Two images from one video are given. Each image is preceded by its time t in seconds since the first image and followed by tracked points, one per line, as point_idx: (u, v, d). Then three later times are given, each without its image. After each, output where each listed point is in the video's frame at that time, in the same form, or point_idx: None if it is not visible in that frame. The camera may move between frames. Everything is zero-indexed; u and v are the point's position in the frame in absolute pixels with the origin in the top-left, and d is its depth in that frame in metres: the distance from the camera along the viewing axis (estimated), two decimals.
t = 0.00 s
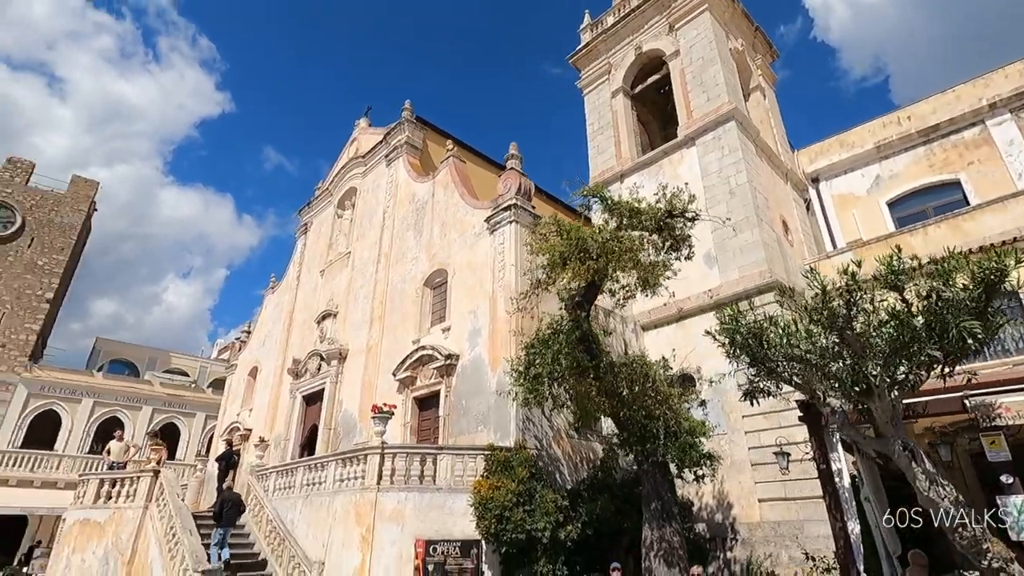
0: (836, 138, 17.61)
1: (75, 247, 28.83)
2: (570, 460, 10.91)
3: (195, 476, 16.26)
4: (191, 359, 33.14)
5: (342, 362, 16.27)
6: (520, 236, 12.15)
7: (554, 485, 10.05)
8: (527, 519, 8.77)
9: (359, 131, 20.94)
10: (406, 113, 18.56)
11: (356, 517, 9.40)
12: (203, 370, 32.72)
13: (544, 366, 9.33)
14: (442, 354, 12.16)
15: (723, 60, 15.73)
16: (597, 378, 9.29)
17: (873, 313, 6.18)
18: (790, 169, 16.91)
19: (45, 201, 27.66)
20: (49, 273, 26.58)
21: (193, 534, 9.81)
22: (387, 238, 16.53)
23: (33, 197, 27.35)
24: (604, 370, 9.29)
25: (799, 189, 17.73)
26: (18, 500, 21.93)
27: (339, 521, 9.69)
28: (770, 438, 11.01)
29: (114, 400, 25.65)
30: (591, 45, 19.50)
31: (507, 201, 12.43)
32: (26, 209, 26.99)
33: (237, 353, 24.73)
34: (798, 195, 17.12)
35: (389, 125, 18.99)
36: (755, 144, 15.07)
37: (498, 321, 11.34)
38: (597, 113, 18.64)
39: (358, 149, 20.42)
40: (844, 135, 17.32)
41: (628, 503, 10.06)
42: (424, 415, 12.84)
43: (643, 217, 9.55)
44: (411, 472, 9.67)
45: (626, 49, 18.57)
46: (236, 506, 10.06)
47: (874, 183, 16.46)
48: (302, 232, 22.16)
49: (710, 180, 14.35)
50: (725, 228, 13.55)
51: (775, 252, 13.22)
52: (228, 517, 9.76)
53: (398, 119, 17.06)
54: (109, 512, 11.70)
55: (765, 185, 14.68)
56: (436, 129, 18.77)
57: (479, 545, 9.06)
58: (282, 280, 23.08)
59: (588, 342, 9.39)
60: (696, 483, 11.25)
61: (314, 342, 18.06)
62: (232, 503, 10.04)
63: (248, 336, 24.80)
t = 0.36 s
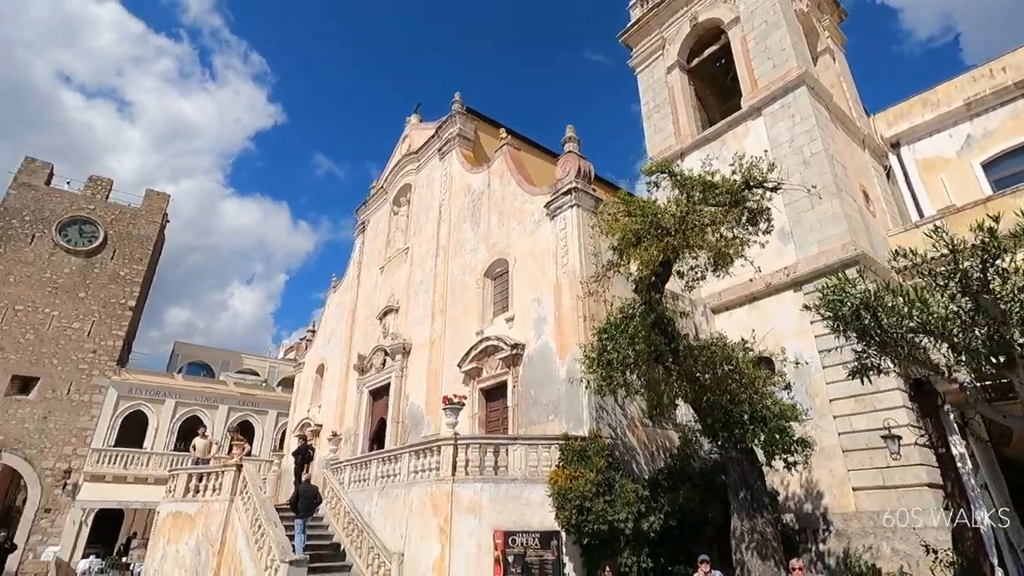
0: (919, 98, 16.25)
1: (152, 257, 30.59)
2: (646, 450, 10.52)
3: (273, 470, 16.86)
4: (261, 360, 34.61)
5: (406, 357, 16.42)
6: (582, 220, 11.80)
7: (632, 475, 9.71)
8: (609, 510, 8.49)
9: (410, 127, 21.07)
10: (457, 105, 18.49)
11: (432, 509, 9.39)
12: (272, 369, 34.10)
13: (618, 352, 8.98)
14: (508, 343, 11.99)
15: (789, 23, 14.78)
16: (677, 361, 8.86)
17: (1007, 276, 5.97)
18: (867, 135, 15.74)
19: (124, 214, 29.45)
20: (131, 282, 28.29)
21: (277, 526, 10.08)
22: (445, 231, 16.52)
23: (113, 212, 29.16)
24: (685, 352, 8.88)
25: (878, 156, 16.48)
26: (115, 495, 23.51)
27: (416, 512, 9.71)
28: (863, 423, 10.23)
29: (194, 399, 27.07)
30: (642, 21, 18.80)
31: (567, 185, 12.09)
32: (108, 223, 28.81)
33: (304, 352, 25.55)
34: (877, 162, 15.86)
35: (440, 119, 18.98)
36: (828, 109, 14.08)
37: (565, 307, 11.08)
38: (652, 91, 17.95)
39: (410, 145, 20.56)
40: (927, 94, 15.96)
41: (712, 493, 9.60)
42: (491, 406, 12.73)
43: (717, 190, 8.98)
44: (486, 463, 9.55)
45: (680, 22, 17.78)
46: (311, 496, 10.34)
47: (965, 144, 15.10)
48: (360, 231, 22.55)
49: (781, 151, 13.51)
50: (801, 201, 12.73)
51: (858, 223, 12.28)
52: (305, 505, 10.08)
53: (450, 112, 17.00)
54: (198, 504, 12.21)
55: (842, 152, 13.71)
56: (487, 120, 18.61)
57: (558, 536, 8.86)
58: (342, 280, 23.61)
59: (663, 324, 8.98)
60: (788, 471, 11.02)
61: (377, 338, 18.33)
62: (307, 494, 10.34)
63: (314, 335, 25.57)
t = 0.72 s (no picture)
0: None
1: (231, 264, 32.32)
2: (736, 435, 9.91)
3: (354, 462, 17.34)
4: (335, 358, 35.94)
5: (476, 348, 16.41)
6: (654, 197, 11.23)
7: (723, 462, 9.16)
8: (703, 499, 8.01)
9: (467, 119, 21.02)
10: (513, 92, 18.21)
11: (515, 499, 9.23)
12: (346, 366, 35.33)
13: (705, 332, 8.41)
14: (581, 330, 11.64)
15: None
16: (772, 340, 8.22)
17: None
18: (969, 84, 14.18)
19: (204, 225, 31.26)
20: (214, 288, 30.02)
21: (363, 516, 10.25)
22: (508, 220, 16.33)
23: (195, 223, 31.01)
24: (779, 329, 8.22)
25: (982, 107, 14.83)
26: (211, 488, 25.08)
27: (499, 502, 9.58)
28: (987, 402, 9.19)
29: (276, 397, 28.42)
30: None
31: (635, 162, 11.55)
32: (191, 234, 30.67)
33: (375, 348, 26.21)
34: (983, 114, 14.25)
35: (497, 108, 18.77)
36: (923, 58, 12.76)
37: (641, 289, 10.60)
38: (718, 59, 16.99)
39: (468, 137, 20.51)
40: None
41: (813, 481, 8.90)
42: (566, 395, 12.44)
43: (808, 151, 8.15)
44: (567, 452, 9.28)
45: None
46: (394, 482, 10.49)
47: None
48: (423, 227, 22.77)
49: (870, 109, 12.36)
50: (897, 161, 11.58)
51: (967, 180, 11.04)
52: (388, 492, 10.26)
53: (507, 99, 16.74)
54: (288, 496, 12.66)
55: (942, 104, 12.39)
56: (544, 105, 18.22)
57: (648, 526, 8.46)
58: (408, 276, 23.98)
59: (753, 300, 8.35)
60: (897, 457, 10.17)
61: (446, 331, 18.46)
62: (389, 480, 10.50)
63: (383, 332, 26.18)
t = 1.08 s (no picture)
0: None
1: (306, 266, 33.71)
2: (841, 418, 9.06)
3: (433, 453, 17.55)
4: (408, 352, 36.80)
5: (547, 336, 16.11)
6: (733, 164, 10.44)
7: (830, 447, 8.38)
8: (811, 486, 7.32)
9: (525, 104, 20.63)
10: (572, 71, 17.63)
11: (600, 487, 8.88)
12: (418, 360, 36.11)
13: (804, 303, 7.62)
14: (659, 311, 11.05)
15: None
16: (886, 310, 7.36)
17: None
18: None
19: (280, 230, 32.71)
20: (292, 289, 31.41)
21: (446, 506, 10.23)
22: (573, 202, 15.85)
23: (271, 229, 32.52)
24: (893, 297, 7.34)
25: None
26: (300, 479, 26.35)
27: (582, 491, 9.26)
28: None
29: (354, 392, 29.43)
30: None
31: (710, 128, 10.77)
32: (268, 239, 32.21)
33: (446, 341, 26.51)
34: None
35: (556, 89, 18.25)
36: None
37: (725, 263, 9.90)
38: (793, 12, 15.66)
39: (527, 122, 20.13)
40: None
41: (938, 465, 7.95)
42: (646, 379, 11.90)
43: (920, 93, 7.17)
44: (654, 438, 8.79)
45: None
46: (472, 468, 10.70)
47: None
48: (487, 217, 22.67)
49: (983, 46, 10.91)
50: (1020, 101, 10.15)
51: None
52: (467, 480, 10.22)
53: (566, 78, 16.20)
54: (372, 486, 12.90)
55: None
56: (605, 81, 17.52)
57: (749, 516, 7.86)
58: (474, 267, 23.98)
59: (859, 266, 7.51)
60: None
61: (515, 320, 18.27)
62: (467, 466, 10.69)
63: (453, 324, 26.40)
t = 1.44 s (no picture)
0: None
1: (363, 261, 34.43)
2: (948, 395, 8.17)
3: (495, 441, 17.43)
4: (465, 343, 37.05)
5: (607, 319, 15.59)
6: (810, 122, 9.60)
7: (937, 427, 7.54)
8: (920, 471, 6.58)
9: (574, 83, 20.02)
10: (623, 43, 16.89)
11: (676, 473, 8.40)
12: (476, 350, 36.26)
13: (903, 268, 6.81)
14: (731, 286, 10.35)
15: None
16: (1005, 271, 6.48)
17: None
18: None
19: (337, 227, 33.52)
20: (351, 285, 32.17)
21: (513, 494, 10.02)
22: (630, 179, 15.19)
23: (329, 226, 33.36)
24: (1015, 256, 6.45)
25: None
26: (367, 469, 27.03)
27: (656, 477, 8.80)
28: None
29: (415, 383, 29.85)
30: None
31: (782, 85, 9.97)
32: (326, 237, 33.07)
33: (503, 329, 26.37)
34: None
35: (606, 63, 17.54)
36: None
37: (805, 230, 9.12)
38: None
39: (577, 102, 19.52)
40: None
41: None
42: (718, 360, 11.23)
43: None
44: (734, 420, 8.20)
45: None
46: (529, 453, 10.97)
47: None
48: (539, 202, 22.24)
49: None
50: None
51: None
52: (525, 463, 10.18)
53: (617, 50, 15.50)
54: (438, 474, 12.85)
55: None
56: (659, 50, 16.68)
57: (846, 503, 7.18)
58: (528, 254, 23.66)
59: (970, 223, 6.64)
60: None
61: (573, 305, 17.83)
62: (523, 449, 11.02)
63: (509, 312, 26.24)
